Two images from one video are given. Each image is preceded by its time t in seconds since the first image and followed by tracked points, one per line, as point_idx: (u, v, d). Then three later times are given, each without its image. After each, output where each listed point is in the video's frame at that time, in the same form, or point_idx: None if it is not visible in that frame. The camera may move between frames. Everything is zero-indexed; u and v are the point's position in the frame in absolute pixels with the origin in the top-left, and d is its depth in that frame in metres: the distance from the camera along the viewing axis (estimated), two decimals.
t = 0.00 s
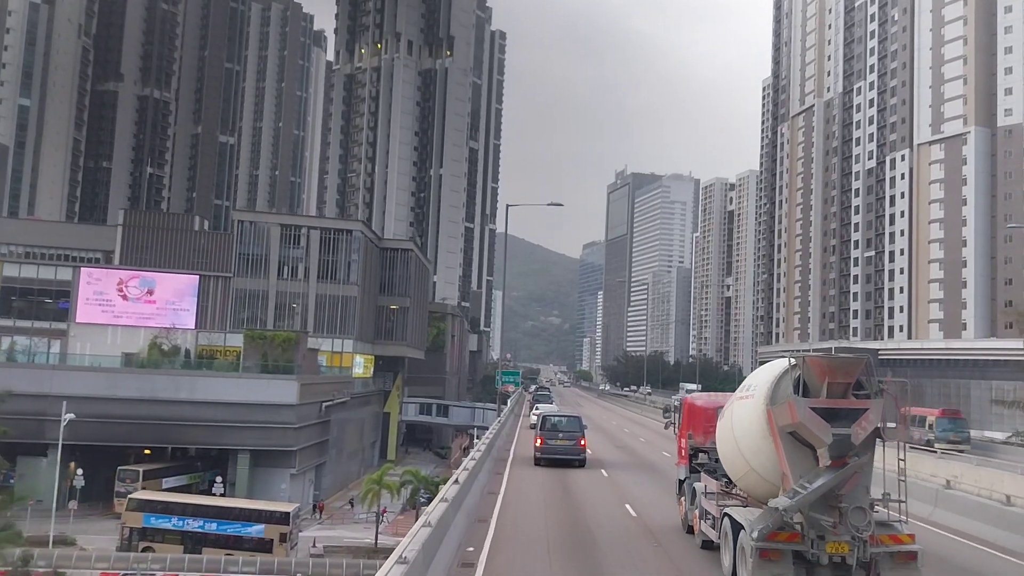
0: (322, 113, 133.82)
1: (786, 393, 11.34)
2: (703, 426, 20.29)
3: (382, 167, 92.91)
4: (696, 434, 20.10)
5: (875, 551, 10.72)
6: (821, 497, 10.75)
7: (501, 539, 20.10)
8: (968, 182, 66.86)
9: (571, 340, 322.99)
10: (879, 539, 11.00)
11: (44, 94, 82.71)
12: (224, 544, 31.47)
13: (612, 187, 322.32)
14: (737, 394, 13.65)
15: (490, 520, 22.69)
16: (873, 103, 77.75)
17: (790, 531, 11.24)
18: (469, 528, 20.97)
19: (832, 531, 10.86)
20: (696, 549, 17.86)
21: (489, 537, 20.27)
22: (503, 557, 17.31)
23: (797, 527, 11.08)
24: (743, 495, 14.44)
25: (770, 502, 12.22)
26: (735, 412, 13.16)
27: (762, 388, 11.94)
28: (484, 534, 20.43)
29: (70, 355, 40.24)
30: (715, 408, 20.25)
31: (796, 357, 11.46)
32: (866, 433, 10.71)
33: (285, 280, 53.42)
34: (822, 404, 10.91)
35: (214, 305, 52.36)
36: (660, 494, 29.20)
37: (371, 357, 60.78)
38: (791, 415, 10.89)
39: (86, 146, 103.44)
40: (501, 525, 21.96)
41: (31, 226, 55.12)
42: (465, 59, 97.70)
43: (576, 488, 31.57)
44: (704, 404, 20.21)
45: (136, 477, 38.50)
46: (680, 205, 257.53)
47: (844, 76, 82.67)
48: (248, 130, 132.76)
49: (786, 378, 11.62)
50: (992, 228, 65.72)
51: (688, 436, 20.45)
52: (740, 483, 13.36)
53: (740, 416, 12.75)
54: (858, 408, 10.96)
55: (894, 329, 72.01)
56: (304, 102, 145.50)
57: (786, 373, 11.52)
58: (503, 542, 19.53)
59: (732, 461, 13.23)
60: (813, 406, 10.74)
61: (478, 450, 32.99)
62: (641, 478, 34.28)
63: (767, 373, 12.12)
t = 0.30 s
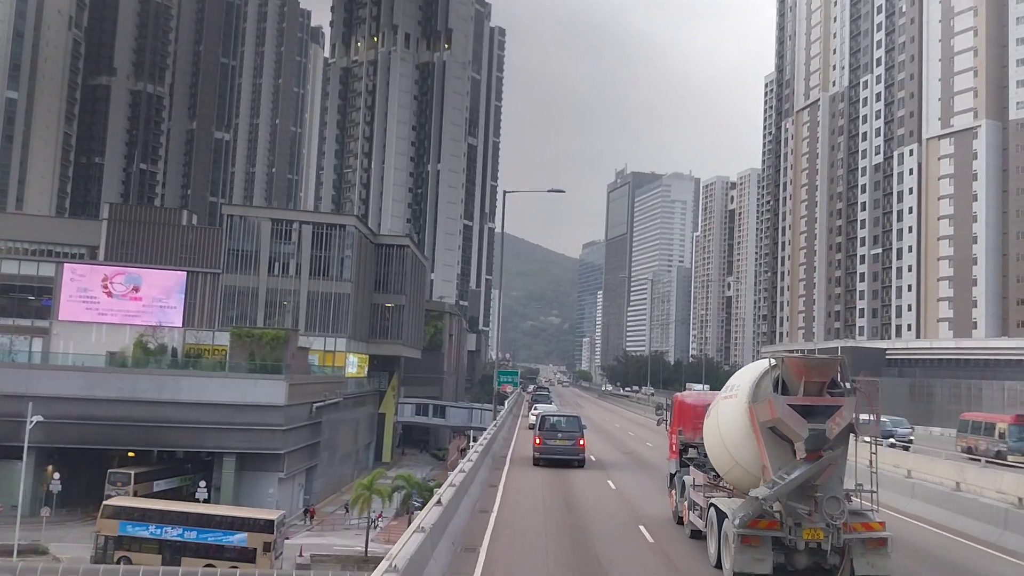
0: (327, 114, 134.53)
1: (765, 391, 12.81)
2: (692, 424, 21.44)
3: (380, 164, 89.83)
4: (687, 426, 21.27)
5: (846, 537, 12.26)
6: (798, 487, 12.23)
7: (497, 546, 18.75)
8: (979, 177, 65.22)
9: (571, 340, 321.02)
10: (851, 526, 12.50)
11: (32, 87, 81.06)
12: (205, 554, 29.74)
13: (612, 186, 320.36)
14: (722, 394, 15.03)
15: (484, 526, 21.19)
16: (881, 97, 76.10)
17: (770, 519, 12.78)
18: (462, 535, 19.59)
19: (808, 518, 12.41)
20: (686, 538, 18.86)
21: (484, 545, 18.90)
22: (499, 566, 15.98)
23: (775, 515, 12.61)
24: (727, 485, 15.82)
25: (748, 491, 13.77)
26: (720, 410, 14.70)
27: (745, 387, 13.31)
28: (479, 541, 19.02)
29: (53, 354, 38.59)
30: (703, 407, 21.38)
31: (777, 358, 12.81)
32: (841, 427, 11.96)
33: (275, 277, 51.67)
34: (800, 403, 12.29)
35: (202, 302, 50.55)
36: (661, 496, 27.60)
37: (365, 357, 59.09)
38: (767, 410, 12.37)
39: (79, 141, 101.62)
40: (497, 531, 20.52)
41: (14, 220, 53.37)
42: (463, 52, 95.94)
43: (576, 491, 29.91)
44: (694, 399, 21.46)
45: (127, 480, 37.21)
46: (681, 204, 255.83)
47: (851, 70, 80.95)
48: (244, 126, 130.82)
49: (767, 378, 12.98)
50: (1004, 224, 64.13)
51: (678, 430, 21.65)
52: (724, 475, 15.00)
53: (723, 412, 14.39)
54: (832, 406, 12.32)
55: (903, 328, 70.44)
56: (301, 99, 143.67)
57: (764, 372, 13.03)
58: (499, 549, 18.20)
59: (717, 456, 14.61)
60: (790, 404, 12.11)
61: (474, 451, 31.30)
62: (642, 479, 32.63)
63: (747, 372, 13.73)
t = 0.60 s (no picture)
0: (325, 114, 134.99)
1: (748, 390, 14.11)
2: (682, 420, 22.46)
3: (373, 158, 89.55)
4: (672, 419, 22.69)
5: (824, 526, 13.40)
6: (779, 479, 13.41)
7: (494, 548, 17.65)
8: (989, 171, 63.47)
9: (571, 339, 319.04)
10: (827, 515, 13.64)
11: (19, 80, 79.17)
12: (184, 564, 27.91)
13: (611, 185, 318.49)
14: (708, 394, 16.33)
15: (480, 529, 19.94)
16: (888, 91, 74.50)
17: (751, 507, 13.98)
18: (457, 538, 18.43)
19: (787, 508, 13.57)
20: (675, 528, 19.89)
21: (480, 547, 17.78)
22: (497, 565, 15.22)
23: (757, 505, 13.74)
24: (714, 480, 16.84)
25: (732, 483, 14.98)
26: (706, 410, 16.00)
27: (730, 385, 14.65)
28: (476, 541, 18.17)
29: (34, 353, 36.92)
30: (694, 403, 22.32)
31: (758, 358, 14.15)
32: (819, 423, 13.26)
33: (265, 272, 49.87)
34: (780, 401, 13.61)
35: (189, 299, 48.79)
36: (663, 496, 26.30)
37: (358, 356, 57.29)
38: (748, 406, 13.71)
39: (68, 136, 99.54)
40: (494, 534, 19.35)
41: None
42: (460, 45, 94.15)
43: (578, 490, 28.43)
44: (678, 394, 22.86)
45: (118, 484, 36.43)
46: (680, 203, 254.13)
47: (856, 63, 79.26)
48: (239, 122, 128.91)
49: (749, 377, 14.35)
50: (1015, 220, 62.48)
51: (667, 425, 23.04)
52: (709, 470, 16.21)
53: (708, 411, 15.76)
54: (810, 404, 13.57)
55: (911, 326, 68.88)
56: (298, 96, 141.63)
57: (748, 373, 14.42)
58: (495, 551, 17.14)
59: (703, 453, 15.89)
60: (771, 402, 13.51)
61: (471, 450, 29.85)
62: (642, 479, 31.24)
63: (730, 374, 15.18)
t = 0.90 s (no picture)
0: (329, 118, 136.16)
1: (732, 387, 15.46)
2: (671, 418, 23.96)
3: (369, 153, 88.16)
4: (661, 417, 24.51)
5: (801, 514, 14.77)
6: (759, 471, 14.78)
7: (492, 559, 16.70)
8: (1001, 165, 61.75)
9: (570, 339, 317.40)
10: (806, 505, 14.92)
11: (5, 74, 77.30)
12: None
13: (610, 184, 316.57)
14: (695, 394, 17.74)
15: (477, 539, 18.86)
16: (895, 85, 72.92)
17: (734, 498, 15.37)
18: (453, 547, 17.54)
19: (768, 498, 14.93)
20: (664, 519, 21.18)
21: (478, 554, 16.92)
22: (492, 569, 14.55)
23: (740, 496, 15.01)
24: (701, 473, 18.18)
25: (718, 476, 16.41)
26: (694, 409, 17.42)
27: (715, 385, 16.03)
28: (470, 548, 17.50)
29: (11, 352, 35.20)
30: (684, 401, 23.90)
31: (740, 360, 15.51)
32: (796, 418, 14.55)
33: (254, 269, 48.17)
34: (762, 398, 14.93)
35: (174, 296, 46.98)
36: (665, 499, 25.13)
37: (351, 356, 55.61)
38: (731, 404, 15.09)
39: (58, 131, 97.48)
40: (493, 542, 18.32)
41: None
42: (458, 39, 92.60)
43: (577, 494, 27.18)
44: (668, 393, 24.42)
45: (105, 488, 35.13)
46: (680, 202, 252.64)
47: (863, 56, 77.68)
48: (234, 119, 127.07)
49: (733, 377, 15.71)
50: None
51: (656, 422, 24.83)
52: (698, 464, 17.63)
53: (697, 408, 17.16)
54: (789, 401, 14.90)
55: (919, 325, 67.27)
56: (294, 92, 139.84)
57: (731, 372, 15.79)
58: (490, 558, 16.50)
59: (693, 447, 17.30)
60: (753, 398, 14.77)
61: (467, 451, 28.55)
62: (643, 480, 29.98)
63: (715, 374, 16.56)
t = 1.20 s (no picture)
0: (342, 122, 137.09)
1: (717, 386, 16.63)
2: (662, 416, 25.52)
3: (364, 149, 86.34)
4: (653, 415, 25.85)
5: (782, 505, 15.85)
6: (741, 464, 16.00)
7: (487, 568, 15.81)
8: (1013, 159, 60.04)
9: (569, 339, 315.37)
10: (786, 497, 16.08)
11: None
12: None
13: (610, 183, 314.93)
14: (683, 393, 18.92)
15: (467, 549, 17.67)
16: (902, 78, 71.29)
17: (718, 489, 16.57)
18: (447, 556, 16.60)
19: (750, 489, 16.11)
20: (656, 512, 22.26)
21: (472, 564, 16.00)
22: None
23: (724, 488, 16.23)
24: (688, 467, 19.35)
25: (702, 470, 17.59)
26: (681, 407, 18.63)
27: (700, 384, 17.22)
28: (464, 558, 16.58)
29: None
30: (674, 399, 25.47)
31: (725, 361, 16.68)
32: (777, 415, 15.77)
33: (243, 265, 46.37)
34: (745, 396, 16.10)
35: (159, 293, 45.33)
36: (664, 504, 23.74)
37: (344, 355, 53.78)
38: (713, 401, 16.35)
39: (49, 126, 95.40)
40: (484, 554, 17.12)
41: None
42: (455, 32, 91.02)
43: (575, 501, 25.73)
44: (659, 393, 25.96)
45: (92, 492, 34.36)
46: (680, 202, 251.01)
47: (869, 50, 76.07)
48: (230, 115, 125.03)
49: (718, 376, 16.89)
50: None
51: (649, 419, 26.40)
52: (685, 460, 18.86)
53: (683, 407, 18.40)
54: (770, 399, 16.08)
55: (928, 324, 65.57)
56: (291, 89, 137.78)
57: (715, 371, 17.01)
58: (486, 567, 15.59)
59: (679, 442, 18.53)
60: (736, 396, 15.98)
61: (459, 456, 27.05)
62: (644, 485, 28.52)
63: (701, 374, 17.78)
